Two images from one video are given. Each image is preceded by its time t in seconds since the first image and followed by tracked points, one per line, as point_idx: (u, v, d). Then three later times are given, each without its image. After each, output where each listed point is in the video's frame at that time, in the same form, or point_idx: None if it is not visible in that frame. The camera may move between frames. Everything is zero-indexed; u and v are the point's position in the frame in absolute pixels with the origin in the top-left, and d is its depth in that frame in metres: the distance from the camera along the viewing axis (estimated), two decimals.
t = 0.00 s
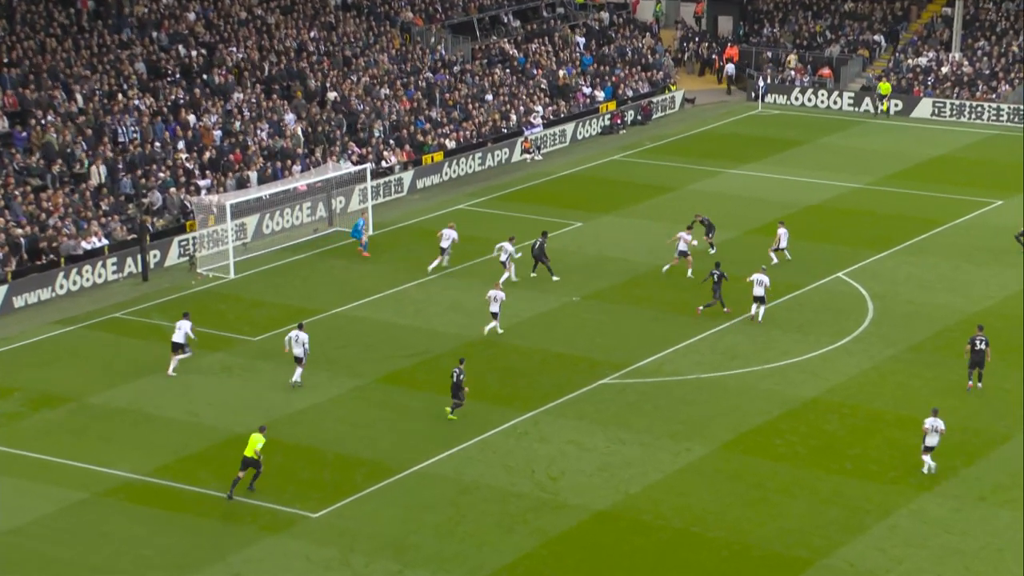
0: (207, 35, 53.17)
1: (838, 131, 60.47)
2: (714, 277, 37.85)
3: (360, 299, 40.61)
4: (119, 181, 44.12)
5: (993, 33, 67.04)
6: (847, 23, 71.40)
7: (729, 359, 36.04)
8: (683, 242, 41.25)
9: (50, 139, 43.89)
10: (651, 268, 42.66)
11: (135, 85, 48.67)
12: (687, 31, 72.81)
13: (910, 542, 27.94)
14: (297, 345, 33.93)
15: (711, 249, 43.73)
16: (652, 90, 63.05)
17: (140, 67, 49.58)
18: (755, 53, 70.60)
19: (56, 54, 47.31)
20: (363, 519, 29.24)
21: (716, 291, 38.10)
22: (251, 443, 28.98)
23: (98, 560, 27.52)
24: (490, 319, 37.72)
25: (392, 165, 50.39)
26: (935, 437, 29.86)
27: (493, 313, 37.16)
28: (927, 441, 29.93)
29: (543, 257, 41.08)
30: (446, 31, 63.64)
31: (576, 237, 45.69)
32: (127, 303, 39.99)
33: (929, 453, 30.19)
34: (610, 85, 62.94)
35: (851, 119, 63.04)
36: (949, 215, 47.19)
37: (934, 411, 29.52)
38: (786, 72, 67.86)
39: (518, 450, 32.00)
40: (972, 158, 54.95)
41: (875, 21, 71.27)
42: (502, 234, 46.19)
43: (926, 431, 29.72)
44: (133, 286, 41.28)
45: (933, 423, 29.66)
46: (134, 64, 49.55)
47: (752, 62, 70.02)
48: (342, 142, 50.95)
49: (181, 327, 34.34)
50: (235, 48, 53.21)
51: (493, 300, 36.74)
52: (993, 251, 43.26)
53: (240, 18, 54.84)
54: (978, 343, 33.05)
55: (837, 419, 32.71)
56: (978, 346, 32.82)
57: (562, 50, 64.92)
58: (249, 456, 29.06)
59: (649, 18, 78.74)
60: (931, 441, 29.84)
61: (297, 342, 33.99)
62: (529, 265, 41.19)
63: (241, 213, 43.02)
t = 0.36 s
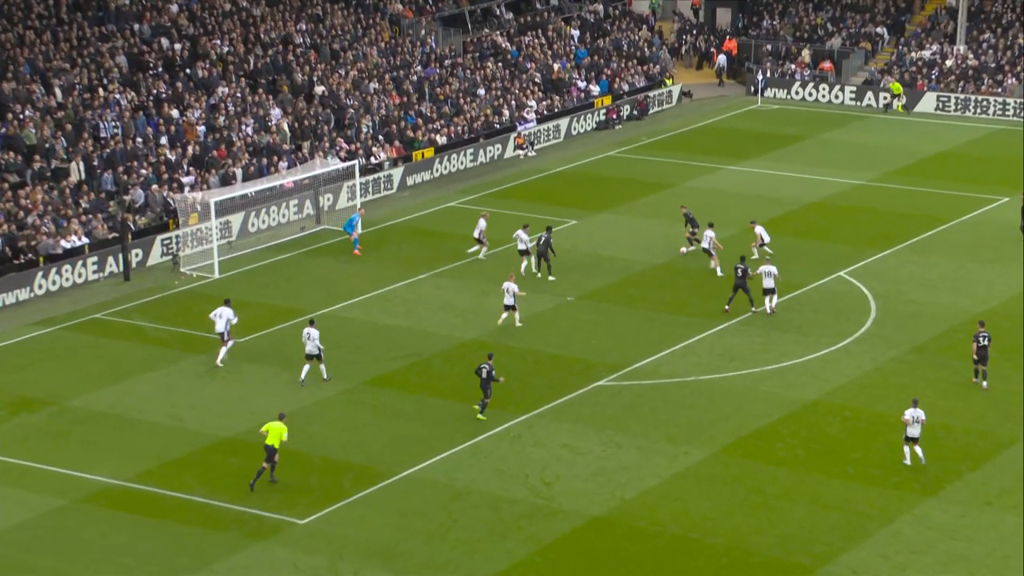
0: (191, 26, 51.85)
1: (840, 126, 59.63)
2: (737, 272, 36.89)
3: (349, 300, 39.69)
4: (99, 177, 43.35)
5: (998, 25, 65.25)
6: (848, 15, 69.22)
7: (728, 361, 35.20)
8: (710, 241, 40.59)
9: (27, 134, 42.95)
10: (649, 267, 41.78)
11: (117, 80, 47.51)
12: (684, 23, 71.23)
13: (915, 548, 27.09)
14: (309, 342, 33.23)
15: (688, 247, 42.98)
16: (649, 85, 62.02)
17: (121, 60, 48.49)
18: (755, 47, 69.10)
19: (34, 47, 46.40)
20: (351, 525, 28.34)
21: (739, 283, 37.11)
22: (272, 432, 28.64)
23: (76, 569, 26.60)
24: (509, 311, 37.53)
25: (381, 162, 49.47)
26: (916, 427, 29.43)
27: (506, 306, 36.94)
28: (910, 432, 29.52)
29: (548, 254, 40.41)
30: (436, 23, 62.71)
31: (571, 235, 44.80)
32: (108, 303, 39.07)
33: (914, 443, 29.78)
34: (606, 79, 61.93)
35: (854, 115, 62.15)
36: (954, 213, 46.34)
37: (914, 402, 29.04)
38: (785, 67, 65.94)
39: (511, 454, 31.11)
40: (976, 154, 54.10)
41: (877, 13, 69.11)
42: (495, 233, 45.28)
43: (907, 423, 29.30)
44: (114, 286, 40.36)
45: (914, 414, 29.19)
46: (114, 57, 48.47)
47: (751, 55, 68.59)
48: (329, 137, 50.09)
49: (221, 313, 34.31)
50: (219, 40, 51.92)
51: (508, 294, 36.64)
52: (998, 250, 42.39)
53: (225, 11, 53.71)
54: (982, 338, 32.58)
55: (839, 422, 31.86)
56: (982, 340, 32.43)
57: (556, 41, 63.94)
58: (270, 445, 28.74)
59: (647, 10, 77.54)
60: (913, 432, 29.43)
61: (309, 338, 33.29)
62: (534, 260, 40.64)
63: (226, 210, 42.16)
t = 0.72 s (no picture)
0: (177, 19, 50.62)
1: (845, 121, 58.74)
2: (761, 271, 36.12)
3: (341, 301, 38.76)
4: (80, 175, 42.37)
5: (1008, 18, 63.83)
6: (853, 7, 68.39)
7: (730, 364, 34.31)
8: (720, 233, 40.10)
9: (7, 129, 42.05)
10: (650, 267, 40.88)
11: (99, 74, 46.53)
12: (685, 16, 69.25)
13: (923, 557, 26.20)
14: (320, 339, 33.00)
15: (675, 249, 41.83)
16: (648, 80, 61.27)
17: (104, 53, 47.48)
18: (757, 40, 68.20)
19: (14, 40, 45.40)
20: (341, 533, 27.41)
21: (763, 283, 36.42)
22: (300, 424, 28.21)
23: None
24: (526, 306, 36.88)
25: (373, 159, 48.74)
26: (907, 422, 29.18)
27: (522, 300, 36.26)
28: (901, 426, 29.25)
29: (552, 257, 39.32)
30: (430, 17, 62.43)
31: (569, 234, 43.89)
32: (91, 305, 38.12)
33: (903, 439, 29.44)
34: (605, 73, 60.91)
35: (860, 110, 60.79)
36: (963, 212, 45.43)
37: (905, 396, 28.83)
38: (791, 60, 65.30)
39: (506, 460, 30.19)
40: (985, 151, 53.31)
41: (884, 6, 68.19)
42: (491, 232, 44.35)
43: (898, 417, 29.09)
44: (97, 288, 39.37)
45: (906, 410, 28.93)
46: (97, 50, 47.43)
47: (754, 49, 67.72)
48: (319, 134, 49.12)
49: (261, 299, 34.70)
50: (204, 33, 50.79)
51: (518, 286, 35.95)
52: (1008, 250, 41.54)
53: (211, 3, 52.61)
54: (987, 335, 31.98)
55: (844, 427, 30.97)
56: (985, 338, 31.84)
57: (553, 33, 62.96)
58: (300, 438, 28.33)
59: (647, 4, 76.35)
60: (904, 427, 29.17)
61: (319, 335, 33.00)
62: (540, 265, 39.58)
63: (212, 210, 41.38)
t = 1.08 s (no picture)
0: (163, 12, 49.58)
1: (852, 117, 57.76)
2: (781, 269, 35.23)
3: (334, 302, 37.82)
4: (64, 171, 41.66)
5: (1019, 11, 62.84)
6: None
7: (734, 366, 33.39)
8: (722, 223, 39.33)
9: None
10: (652, 267, 39.96)
11: (83, 67, 45.56)
12: (688, 7, 68.69)
13: (934, 566, 25.29)
14: (326, 336, 31.98)
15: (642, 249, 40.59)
16: (650, 75, 59.79)
17: (88, 46, 46.61)
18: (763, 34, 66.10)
19: None
20: (332, 541, 26.49)
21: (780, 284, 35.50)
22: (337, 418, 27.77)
23: None
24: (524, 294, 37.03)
25: (365, 155, 47.78)
26: (903, 416, 28.61)
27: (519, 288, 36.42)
28: (897, 421, 28.68)
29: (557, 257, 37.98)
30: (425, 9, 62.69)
31: (569, 233, 42.96)
32: (75, 306, 37.20)
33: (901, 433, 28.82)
34: (605, 67, 60.29)
35: (869, 105, 59.79)
36: (973, 210, 44.52)
37: (901, 391, 28.22)
38: (795, 54, 63.87)
39: (503, 466, 29.26)
40: (995, 147, 52.44)
41: None
42: (489, 231, 43.42)
43: (894, 411, 28.52)
44: (81, 288, 38.43)
45: (902, 404, 28.36)
46: (81, 44, 46.54)
47: (759, 42, 66.15)
48: (310, 130, 48.20)
49: (297, 282, 35.21)
50: (192, 23, 49.99)
51: (518, 274, 36.07)
52: (1020, 249, 40.67)
53: None
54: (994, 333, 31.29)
55: (852, 432, 30.06)
56: (993, 336, 31.09)
57: (552, 25, 62.19)
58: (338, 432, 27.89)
59: None
60: (900, 421, 28.60)
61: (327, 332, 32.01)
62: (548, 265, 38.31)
63: (200, 207, 40.53)
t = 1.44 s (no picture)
0: (152, 3, 48.63)
1: (862, 111, 56.86)
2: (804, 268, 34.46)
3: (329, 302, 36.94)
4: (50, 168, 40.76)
5: None
6: None
7: (741, 368, 32.51)
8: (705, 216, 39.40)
9: None
10: (657, 266, 39.07)
11: (70, 59, 44.56)
12: None
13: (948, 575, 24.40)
14: (337, 331, 31.38)
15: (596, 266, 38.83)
16: (653, 67, 59.27)
17: (76, 38, 45.46)
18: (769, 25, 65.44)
19: None
20: (326, 549, 25.61)
21: (804, 285, 34.58)
22: (374, 413, 27.22)
23: None
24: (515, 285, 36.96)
25: (361, 151, 46.83)
26: (905, 412, 28.23)
27: (506, 278, 36.45)
28: (898, 417, 28.30)
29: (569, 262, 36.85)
30: None
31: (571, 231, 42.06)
32: (61, 306, 36.30)
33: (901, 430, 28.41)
34: (608, 60, 59.22)
35: (881, 99, 58.86)
36: (986, 207, 43.63)
37: (903, 384, 27.94)
38: (806, 45, 63.24)
39: (503, 471, 28.38)
40: (1008, 143, 51.56)
41: None
42: (489, 229, 42.53)
43: (895, 406, 28.17)
44: (67, 287, 37.58)
45: (902, 398, 28.04)
46: (68, 35, 45.38)
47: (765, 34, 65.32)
48: (303, 124, 47.45)
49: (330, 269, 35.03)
50: (182, 12, 48.85)
51: (508, 264, 36.10)
52: None
53: None
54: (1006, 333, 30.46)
55: (862, 436, 29.19)
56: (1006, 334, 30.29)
57: (553, 16, 61.38)
58: (375, 427, 27.33)
59: None
60: (901, 417, 28.21)
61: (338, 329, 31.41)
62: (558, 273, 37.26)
63: (190, 204, 39.78)
